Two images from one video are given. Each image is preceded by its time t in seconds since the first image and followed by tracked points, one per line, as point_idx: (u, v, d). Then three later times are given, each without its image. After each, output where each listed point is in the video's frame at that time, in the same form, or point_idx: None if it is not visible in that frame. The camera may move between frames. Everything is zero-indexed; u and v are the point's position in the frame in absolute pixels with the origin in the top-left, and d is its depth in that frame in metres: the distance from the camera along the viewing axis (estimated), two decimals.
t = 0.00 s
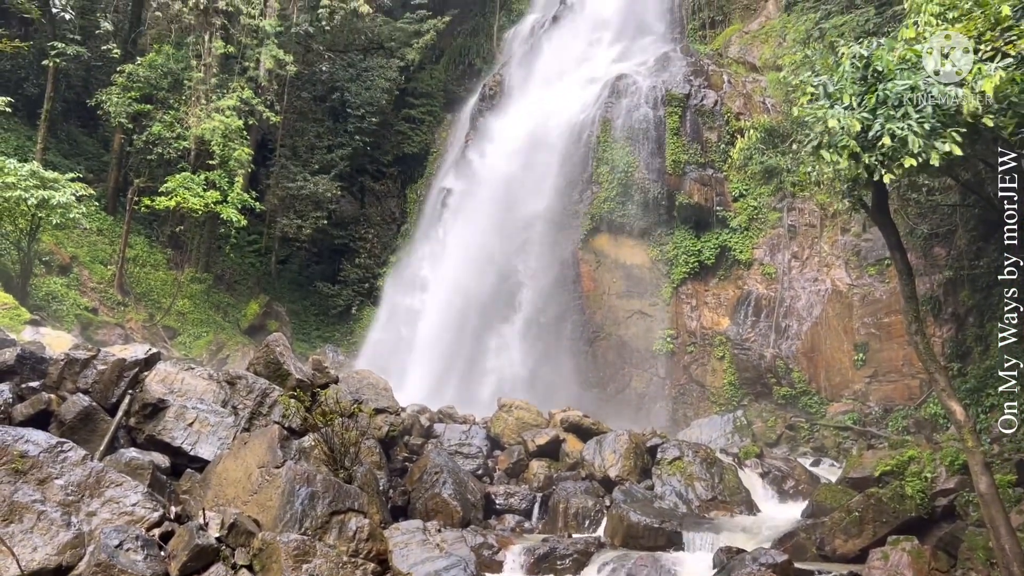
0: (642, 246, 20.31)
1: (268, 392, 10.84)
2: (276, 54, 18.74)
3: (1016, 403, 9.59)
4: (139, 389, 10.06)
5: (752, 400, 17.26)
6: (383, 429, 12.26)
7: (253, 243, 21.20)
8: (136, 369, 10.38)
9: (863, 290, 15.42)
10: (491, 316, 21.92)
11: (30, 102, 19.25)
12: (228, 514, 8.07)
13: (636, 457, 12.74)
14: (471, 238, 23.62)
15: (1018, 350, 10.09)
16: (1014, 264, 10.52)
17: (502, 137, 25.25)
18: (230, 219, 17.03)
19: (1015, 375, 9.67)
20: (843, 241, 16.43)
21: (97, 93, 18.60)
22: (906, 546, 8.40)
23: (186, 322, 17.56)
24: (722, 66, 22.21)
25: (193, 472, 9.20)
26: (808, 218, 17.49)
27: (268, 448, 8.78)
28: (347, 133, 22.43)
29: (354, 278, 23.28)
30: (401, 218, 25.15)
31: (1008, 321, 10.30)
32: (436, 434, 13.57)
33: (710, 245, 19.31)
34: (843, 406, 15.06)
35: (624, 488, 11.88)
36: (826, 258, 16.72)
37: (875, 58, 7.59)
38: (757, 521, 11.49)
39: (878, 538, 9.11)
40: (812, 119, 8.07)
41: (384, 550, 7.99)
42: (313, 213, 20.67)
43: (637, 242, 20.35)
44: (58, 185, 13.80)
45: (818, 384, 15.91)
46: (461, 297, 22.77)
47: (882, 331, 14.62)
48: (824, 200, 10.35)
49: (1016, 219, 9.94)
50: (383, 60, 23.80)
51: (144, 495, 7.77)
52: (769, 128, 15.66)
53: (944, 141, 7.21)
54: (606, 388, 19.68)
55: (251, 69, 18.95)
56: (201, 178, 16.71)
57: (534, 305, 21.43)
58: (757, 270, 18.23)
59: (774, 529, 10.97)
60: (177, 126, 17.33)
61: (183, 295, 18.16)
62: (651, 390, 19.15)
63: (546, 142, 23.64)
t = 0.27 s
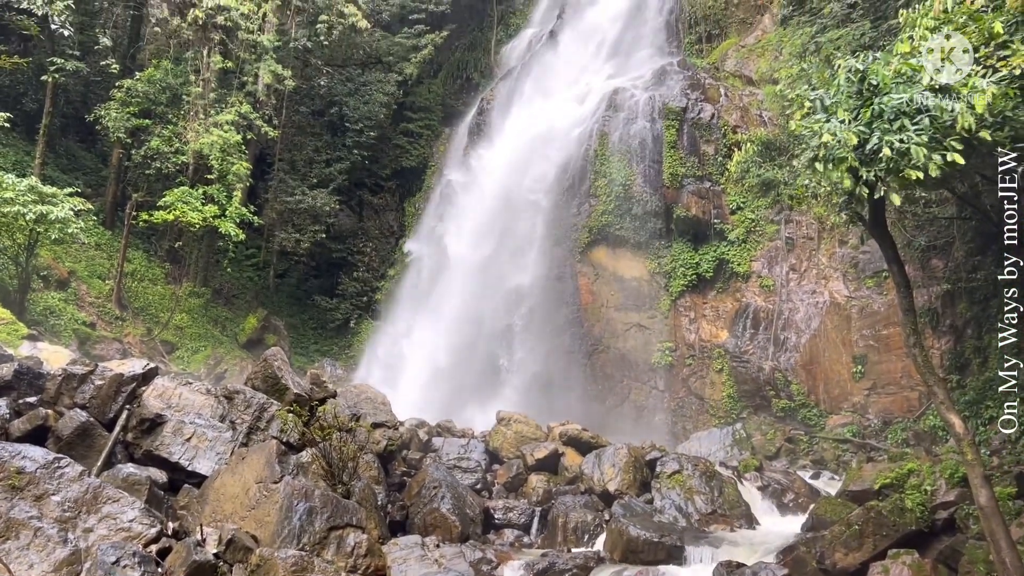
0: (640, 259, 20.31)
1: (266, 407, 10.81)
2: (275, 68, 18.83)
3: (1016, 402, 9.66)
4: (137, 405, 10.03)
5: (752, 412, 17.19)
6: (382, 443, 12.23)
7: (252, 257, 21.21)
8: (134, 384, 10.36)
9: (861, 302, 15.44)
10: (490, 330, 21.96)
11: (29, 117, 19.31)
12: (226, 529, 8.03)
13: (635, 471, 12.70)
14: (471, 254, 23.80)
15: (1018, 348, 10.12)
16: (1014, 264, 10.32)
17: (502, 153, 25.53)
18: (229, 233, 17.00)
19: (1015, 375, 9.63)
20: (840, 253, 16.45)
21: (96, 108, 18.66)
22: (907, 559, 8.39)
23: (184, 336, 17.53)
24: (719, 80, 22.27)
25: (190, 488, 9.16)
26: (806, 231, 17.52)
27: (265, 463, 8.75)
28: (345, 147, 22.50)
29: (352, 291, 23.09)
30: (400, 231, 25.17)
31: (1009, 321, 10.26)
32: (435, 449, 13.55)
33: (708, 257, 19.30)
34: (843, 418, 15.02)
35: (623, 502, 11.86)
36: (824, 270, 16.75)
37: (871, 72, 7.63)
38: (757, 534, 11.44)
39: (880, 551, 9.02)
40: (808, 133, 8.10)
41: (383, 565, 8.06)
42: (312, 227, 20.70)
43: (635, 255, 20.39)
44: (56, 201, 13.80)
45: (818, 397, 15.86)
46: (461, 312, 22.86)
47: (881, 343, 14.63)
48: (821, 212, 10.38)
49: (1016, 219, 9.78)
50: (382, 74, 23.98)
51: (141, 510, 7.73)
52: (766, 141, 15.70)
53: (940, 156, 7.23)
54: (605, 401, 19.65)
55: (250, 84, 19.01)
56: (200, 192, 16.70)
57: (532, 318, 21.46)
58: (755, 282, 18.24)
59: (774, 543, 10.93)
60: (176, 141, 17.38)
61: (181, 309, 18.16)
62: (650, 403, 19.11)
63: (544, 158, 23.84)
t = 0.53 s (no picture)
0: (639, 271, 20.37)
1: (263, 421, 10.78)
2: (273, 83, 18.93)
3: (1015, 402, 9.84)
4: (134, 419, 9.98)
5: (751, 425, 17.11)
6: (380, 457, 12.18)
7: (249, 270, 21.24)
8: (131, 400, 10.34)
9: (859, 314, 15.44)
10: (487, 342, 21.91)
11: (28, 132, 19.35)
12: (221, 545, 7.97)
13: (634, 484, 12.65)
14: (467, 266, 23.76)
15: (1018, 347, 10.27)
16: (1014, 264, 10.22)
17: (496, 166, 25.62)
18: (225, 247, 16.96)
19: (1015, 375, 9.79)
20: (838, 265, 16.49)
21: (94, 123, 18.72)
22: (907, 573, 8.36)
23: (181, 350, 17.49)
24: (715, 94, 22.41)
25: (187, 503, 9.11)
26: (803, 243, 17.56)
27: (262, 478, 8.72)
28: (343, 160, 22.57)
29: (351, 304, 22.96)
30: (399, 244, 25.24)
31: (1009, 322, 10.40)
32: (433, 463, 13.54)
33: (705, 270, 19.31)
34: (841, 430, 14.98)
35: (622, 515, 11.83)
36: (821, 282, 16.78)
37: (865, 86, 7.67)
38: (756, 548, 11.36)
39: (880, 565, 9.08)
40: (804, 147, 8.14)
41: None
42: (309, 240, 20.71)
43: (633, 268, 20.45)
44: (54, 215, 13.78)
45: (817, 410, 15.81)
46: (457, 324, 22.80)
47: (880, 355, 14.63)
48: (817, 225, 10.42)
49: (1017, 220, 9.57)
50: (378, 88, 23.97)
51: (138, 526, 7.68)
52: (763, 154, 15.76)
53: (935, 168, 7.26)
54: (604, 413, 19.61)
55: (248, 98, 19.10)
56: (198, 206, 16.69)
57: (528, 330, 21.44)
58: (753, 295, 18.25)
59: (774, 556, 10.90)
60: (174, 155, 17.43)
61: (179, 323, 18.14)
62: (649, 416, 19.07)
63: (540, 170, 23.92)
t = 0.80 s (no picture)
0: (636, 284, 20.36)
1: (260, 435, 10.74)
2: (270, 97, 19.02)
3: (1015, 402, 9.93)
4: (130, 434, 9.95)
5: (749, 437, 17.18)
6: (377, 472, 12.13)
7: (246, 283, 21.29)
8: (127, 414, 10.31)
9: (857, 326, 15.47)
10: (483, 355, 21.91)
11: (25, 145, 19.36)
12: (217, 562, 7.91)
13: (632, 498, 12.61)
14: (463, 279, 23.80)
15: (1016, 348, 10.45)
16: (1015, 264, 10.05)
17: (493, 179, 25.71)
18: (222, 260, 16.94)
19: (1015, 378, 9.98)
20: (835, 278, 16.53)
21: (91, 136, 18.74)
22: None
23: (177, 364, 17.45)
24: (712, 106, 22.56)
25: (184, 518, 9.05)
26: (800, 255, 17.60)
27: (259, 493, 8.66)
28: (340, 174, 22.61)
29: (348, 316, 23.00)
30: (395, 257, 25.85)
31: (1009, 322, 10.33)
32: (430, 477, 13.51)
33: (702, 282, 19.35)
34: (840, 443, 14.95)
35: (621, 529, 11.80)
36: (818, 295, 16.82)
37: (861, 100, 7.68)
38: (755, 562, 11.30)
39: None
40: (800, 160, 8.15)
41: None
42: (307, 253, 20.71)
43: (631, 280, 20.45)
44: (51, 229, 13.76)
45: (816, 422, 15.76)
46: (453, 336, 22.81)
47: (878, 367, 14.63)
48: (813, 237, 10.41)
49: (1016, 218, 9.46)
50: (376, 102, 24.20)
51: (133, 542, 7.62)
52: (759, 167, 15.83)
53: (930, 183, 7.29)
54: (602, 426, 19.54)
55: (245, 112, 19.17)
56: (195, 220, 16.68)
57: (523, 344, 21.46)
58: (750, 307, 18.27)
59: (773, 570, 10.89)
60: (171, 169, 17.46)
61: (176, 337, 18.12)
62: (647, 428, 19.02)
63: (537, 184, 24.00)
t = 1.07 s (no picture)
0: (633, 298, 20.35)
1: (257, 450, 10.72)
2: (268, 111, 19.12)
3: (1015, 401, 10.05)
4: (126, 449, 9.91)
5: (748, 450, 17.10)
6: (374, 486, 12.08)
7: (244, 297, 21.53)
8: (124, 429, 10.29)
9: (854, 339, 15.54)
10: (479, 367, 21.83)
11: (23, 160, 19.38)
12: None
13: (631, 512, 12.56)
14: (461, 292, 23.79)
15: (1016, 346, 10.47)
16: (1014, 265, 9.86)
17: (491, 192, 25.75)
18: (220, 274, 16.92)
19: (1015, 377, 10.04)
20: (832, 290, 16.62)
21: (89, 151, 18.78)
22: None
23: (174, 378, 17.40)
24: (708, 120, 22.74)
25: (180, 533, 9.00)
26: (797, 268, 17.68)
27: (256, 509, 8.62)
28: (338, 188, 22.67)
29: (345, 331, 23.50)
30: (393, 271, 26.03)
31: (1009, 322, 10.27)
32: (428, 491, 13.50)
33: (700, 295, 19.38)
34: (838, 456, 14.91)
35: (619, 545, 11.79)
36: (815, 307, 16.88)
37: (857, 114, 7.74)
38: None
39: None
40: (797, 174, 8.20)
41: None
42: (304, 267, 20.75)
43: (628, 293, 20.43)
44: (48, 243, 13.75)
45: (813, 435, 15.73)
46: (450, 349, 22.76)
47: (875, 381, 14.67)
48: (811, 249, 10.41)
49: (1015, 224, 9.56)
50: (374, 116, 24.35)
51: (129, 557, 7.60)
52: (755, 181, 15.91)
53: (927, 196, 7.30)
54: (599, 439, 19.26)
55: (244, 126, 19.24)
56: (193, 234, 16.69)
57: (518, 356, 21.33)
58: (748, 320, 18.26)
59: None
60: (169, 183, 17.48)
61: (173, 350, 18.09)
62: (646, 442, 18.68)
63: (534, 197, 24.01)
